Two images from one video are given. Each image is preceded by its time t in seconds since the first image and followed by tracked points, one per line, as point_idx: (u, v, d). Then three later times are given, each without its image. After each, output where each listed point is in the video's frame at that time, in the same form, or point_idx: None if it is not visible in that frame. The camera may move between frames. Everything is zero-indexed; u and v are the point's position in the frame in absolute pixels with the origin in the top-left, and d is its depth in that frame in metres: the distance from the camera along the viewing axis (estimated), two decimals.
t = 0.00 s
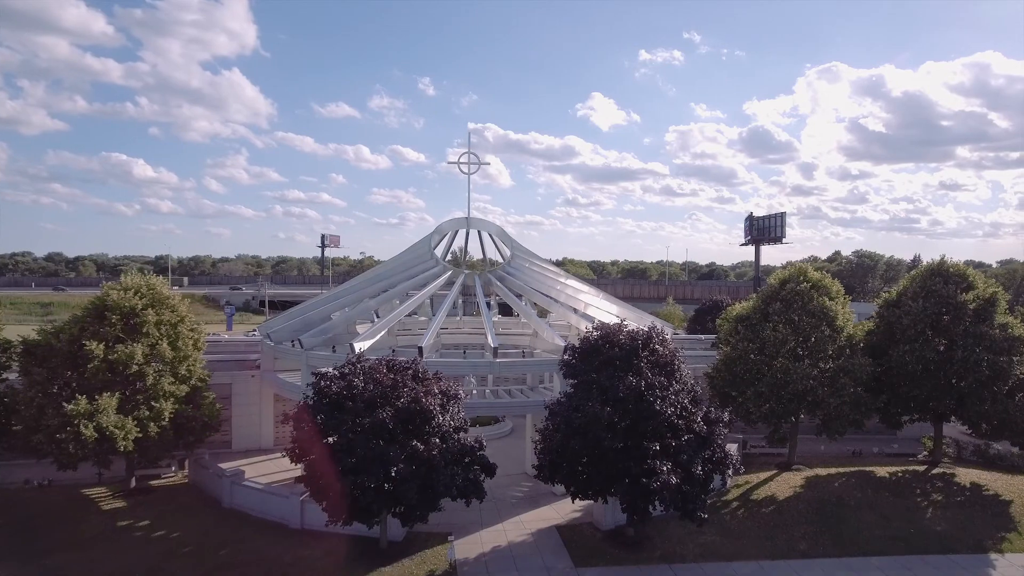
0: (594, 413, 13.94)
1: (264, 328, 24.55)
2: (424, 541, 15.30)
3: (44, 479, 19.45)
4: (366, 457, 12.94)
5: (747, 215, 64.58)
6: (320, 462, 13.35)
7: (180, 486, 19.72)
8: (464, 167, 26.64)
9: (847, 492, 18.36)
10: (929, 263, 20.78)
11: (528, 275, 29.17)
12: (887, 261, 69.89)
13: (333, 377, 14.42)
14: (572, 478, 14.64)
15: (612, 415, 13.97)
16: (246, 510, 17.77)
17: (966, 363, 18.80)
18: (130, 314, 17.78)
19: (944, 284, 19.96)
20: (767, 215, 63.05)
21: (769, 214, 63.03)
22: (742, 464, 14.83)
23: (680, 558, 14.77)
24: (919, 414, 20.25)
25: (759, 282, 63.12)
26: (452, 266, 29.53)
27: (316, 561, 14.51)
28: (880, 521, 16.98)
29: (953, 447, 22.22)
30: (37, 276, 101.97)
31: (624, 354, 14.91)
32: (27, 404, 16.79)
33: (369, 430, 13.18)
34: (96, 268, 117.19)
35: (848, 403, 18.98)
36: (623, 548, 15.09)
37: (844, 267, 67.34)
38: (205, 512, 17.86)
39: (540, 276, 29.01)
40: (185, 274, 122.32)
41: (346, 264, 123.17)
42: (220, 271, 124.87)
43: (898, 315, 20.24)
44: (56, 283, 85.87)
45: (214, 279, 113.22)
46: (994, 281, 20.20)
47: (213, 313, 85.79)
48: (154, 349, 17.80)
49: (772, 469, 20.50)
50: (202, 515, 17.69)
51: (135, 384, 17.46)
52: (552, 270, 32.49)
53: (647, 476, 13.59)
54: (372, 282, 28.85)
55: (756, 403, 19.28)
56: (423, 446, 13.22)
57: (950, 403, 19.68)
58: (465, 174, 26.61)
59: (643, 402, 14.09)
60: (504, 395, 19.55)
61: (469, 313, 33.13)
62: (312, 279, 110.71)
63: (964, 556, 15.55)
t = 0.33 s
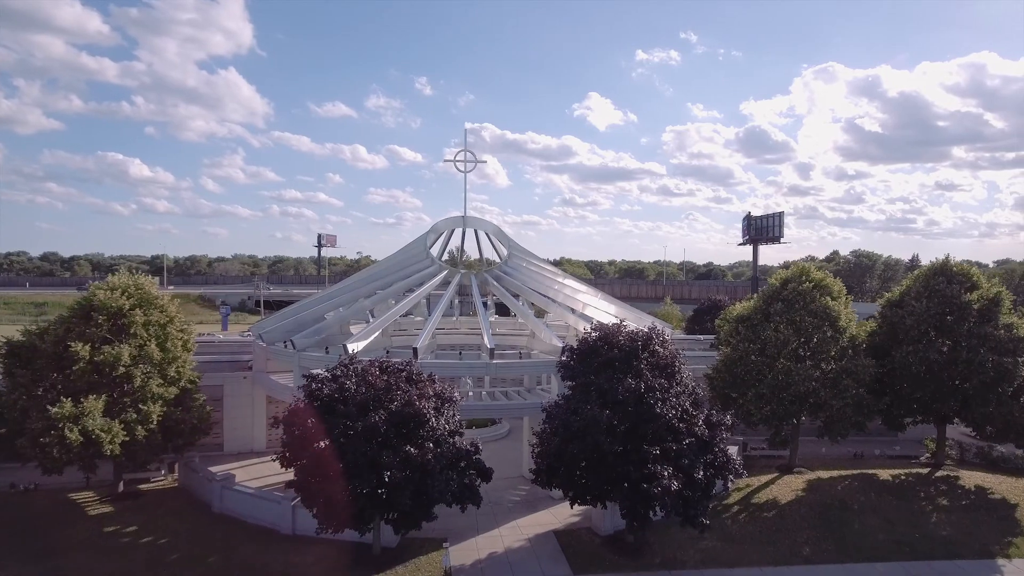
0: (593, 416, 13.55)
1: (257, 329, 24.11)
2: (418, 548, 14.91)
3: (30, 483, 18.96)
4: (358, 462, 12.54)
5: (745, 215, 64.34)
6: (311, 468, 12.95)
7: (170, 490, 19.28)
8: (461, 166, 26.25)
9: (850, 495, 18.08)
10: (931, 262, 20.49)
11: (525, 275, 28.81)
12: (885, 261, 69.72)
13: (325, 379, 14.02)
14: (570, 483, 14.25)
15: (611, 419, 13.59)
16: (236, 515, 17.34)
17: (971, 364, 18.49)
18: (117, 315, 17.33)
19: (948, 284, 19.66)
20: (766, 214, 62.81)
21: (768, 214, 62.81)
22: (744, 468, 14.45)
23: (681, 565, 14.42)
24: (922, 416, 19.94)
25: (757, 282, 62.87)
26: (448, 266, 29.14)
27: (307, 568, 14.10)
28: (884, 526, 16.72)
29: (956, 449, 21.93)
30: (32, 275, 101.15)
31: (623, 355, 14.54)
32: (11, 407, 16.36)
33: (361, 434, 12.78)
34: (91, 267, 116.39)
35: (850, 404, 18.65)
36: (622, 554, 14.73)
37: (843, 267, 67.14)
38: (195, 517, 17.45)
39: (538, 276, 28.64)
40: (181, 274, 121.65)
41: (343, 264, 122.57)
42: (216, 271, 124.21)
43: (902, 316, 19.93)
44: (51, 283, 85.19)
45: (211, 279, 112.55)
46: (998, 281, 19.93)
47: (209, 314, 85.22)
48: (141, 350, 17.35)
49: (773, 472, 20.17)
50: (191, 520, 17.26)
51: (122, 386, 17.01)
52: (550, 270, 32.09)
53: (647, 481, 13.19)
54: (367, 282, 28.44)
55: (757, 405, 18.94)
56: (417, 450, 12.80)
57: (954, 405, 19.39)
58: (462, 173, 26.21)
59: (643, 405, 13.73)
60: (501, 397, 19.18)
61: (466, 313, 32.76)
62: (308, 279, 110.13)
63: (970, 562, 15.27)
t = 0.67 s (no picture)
0: (593, 421, 13.10)
1: (250, 329, 23.65)
2: (414, 556, 14.46)
3: (16, 488, 18.45)
4: (350, 469, 12.07)
5: (745, 215, 63.92)
6: (302, 474, 12.47)
7: (160, 495, 18.81)
8: (457, 162, 26.81)
9: (857, 501, 17.70)
10: (939, 262, 20.10)
11: (524, 274, 28.38)
12: (886, 261, 69.36)
13: (317, 383, 13.55)
14: (570, 489, 13.79)
15: (612, 423, 13.15)
16: (228, 522, 16.89)
17: (980, 366, 18.12)
18: (105, 316, 16.85)
19: (956, 284, 19.27)
20: (766, 214, 62.42)
21: (768, 214, 62.40)
22: (749, 474, 14.01)
23: (684, 573, 14.01)
24: (929, 419, 19.55)
25: (757, 282, 62.43)
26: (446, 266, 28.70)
27: None
28: (892, 532, 16.35)
29: (963, 453, 21.56)
30: (29, 275, 100.64)
31: (624, 357, 14.12)
32: None
33: (354, 439, 12.30)
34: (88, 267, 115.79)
35: (857, 407, 18.24)
36: (624, 562, 14.31)
37: (843, 267, 66.79)
38: (185, 523, 16.99)
39: (537, 276, 28.21)
40: (179, 274, 121.05)
41: (341, 264, 122.04)
42: (214, 271, 123.55)
43: (909, 316, 19.54)
44: (47, 283, 84.73)
45: (208, 279, 112.03)
46: (1007, 281, 19.56)
47: (206, 314, 84.81)
48: (130, 352, 16.88)
49: (777, 476, 19.75)
50: (181, 526, 16.79)
51: (110, 389, 16.53)
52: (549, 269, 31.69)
53: (650, 488, 12.76)
54: (363, 282, 27.99)
55: (761, 408, 18.50)
56: (411, 457, 12.34)
57: (962, 408, 19.00)
58: (459, 169, 26.82)
59: (645, 409, 13.30)
60: (499, 400, 18.74)
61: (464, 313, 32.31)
62: (306, 279, 109.61)
63: (982, 570, 14.89)
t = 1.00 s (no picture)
0: (595, 426, 12.61)
1: (244, 330, 23.15)
2: (409, 566, 13.98)
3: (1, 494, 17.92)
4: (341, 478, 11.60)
5: (746, 215, 63.42)
6: (293, 482, 12.00)
7: (150, 501, 18.32)
8: (456, 160, 27.14)
9: (864, 507, 17.26)
10: (948, 262, 19.64)
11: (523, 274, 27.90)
12: (887, 261, 68.91)
13: (309, 387, 13.10)
14: (571, 497, 13.30)
15: (615, 429, 12.67)
16: (218, 529, 16.40)
17: (992, 369, 17.65)
18: (91, 317, 16.35)
19: (966, 285, 18.82)
20: (767, 214, 62.03)
21: (768, 214, 61.93)
22: (757, 482, 13.52)
23: None
24: (938, 423, 19.09)
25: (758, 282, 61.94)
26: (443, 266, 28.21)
27: None
28: (902, 540, 15.89)
29: (971, 457, 21.11)
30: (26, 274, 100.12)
31: (627, 360, 13.65)
32: None
33: (345, 446, 11.84)
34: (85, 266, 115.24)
35: (865, 411, 17.77)
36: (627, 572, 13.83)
37: (845, 267, 66.32)
38: (174, 530, 16.50)
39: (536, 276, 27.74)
40: (177, 273, 120.48)
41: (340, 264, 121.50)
42: (212, 271, 123.03)
43: (917, 318, 19.08)
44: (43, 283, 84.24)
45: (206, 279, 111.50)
46: (1017, 281, 19.09)
47: (204, 314, 84.48)
48: (118, 354, 16.38)
49: (782, 481, 19.30)
50: (170, 534, 16.29)
51: (97, 393, 16.04)
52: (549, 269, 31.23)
53: (654, 497, 12.26)
54: (359, 283, 27.48)
55: (766, 411, 18.07)
56: (406, 464, 11.86)
57: (972, 411, 18.54)
58: (458, 167, 27.16)
59: (649, 414, 12.82)
60: (497, 404, 18.24)
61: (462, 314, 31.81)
62: (304, 279, 109.09)
63: None
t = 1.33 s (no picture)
0: (597, 434, 12.09)
1: (237, 332, 22.64)
2: None
3: None
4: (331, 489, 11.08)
5: (747, 215, 62.95)
6: (282, 493, 11.48)
7: (138, 508, 17.80)
8: (455, 157, 27.50)
9: (873, 516, 16.77)
10: (958, 262, 19.13)
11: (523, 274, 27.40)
12: (889, 261, 68.41)
13: (299, 392, 12.57)
14: (572, 508, 12.78)
15: (618, 437, 12.15)
16: (207, 538, 15.89)
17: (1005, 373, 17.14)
18: (76, 319, 15.81)
19: (977, 286, 18.29)
20: (768, 214, 61.55)
21: (770, 213, 61.43)
22: (765, 491, 13.01)
23: None
24: (949, 427, 18.58)
25: (759, 282, 61.44)
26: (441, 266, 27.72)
27: None
28: (913, 550, 15.40)
29: (981, 462, 20.60)
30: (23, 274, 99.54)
31: (631, 365, 13.15)
32: None
33: (336, 455, 11.30)
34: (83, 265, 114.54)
35: (874, 417, 17.27)
36: None
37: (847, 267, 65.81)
38: (163, 539, 16.01)
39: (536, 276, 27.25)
40: (174, 273, 119.77)
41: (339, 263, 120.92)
42: (210, 270, 122.39)
43: (927, 320, 18.58)
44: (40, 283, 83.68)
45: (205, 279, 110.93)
46: None
47: (202, 314, 83.96)
48: (103, 358, 15.84)
49: (788, 488, 18.81)
50: (157, 543, 15.78)
51: (82, 397, 15.54)
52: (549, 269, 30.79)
53: (659, 508, 11.74)
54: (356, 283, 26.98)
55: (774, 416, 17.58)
56: (399, 475, 11.35)
57: (983, 416, 18.02)
58: (456, 164, 27.52)
59: (653, 421, 12.33)
60: (496, 408, 17.72)
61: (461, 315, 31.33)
62: (303, 279, 108.57)
63: None
